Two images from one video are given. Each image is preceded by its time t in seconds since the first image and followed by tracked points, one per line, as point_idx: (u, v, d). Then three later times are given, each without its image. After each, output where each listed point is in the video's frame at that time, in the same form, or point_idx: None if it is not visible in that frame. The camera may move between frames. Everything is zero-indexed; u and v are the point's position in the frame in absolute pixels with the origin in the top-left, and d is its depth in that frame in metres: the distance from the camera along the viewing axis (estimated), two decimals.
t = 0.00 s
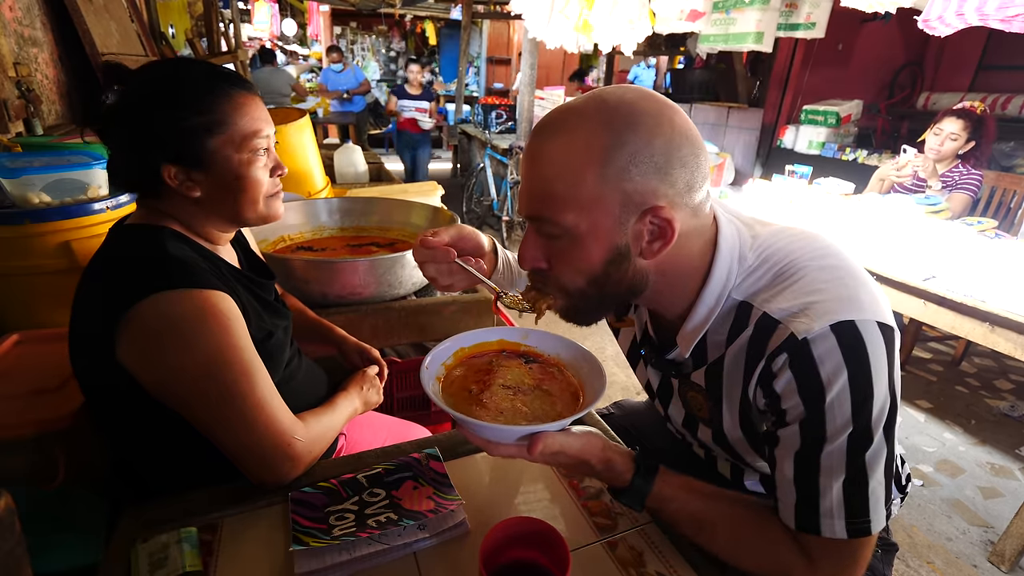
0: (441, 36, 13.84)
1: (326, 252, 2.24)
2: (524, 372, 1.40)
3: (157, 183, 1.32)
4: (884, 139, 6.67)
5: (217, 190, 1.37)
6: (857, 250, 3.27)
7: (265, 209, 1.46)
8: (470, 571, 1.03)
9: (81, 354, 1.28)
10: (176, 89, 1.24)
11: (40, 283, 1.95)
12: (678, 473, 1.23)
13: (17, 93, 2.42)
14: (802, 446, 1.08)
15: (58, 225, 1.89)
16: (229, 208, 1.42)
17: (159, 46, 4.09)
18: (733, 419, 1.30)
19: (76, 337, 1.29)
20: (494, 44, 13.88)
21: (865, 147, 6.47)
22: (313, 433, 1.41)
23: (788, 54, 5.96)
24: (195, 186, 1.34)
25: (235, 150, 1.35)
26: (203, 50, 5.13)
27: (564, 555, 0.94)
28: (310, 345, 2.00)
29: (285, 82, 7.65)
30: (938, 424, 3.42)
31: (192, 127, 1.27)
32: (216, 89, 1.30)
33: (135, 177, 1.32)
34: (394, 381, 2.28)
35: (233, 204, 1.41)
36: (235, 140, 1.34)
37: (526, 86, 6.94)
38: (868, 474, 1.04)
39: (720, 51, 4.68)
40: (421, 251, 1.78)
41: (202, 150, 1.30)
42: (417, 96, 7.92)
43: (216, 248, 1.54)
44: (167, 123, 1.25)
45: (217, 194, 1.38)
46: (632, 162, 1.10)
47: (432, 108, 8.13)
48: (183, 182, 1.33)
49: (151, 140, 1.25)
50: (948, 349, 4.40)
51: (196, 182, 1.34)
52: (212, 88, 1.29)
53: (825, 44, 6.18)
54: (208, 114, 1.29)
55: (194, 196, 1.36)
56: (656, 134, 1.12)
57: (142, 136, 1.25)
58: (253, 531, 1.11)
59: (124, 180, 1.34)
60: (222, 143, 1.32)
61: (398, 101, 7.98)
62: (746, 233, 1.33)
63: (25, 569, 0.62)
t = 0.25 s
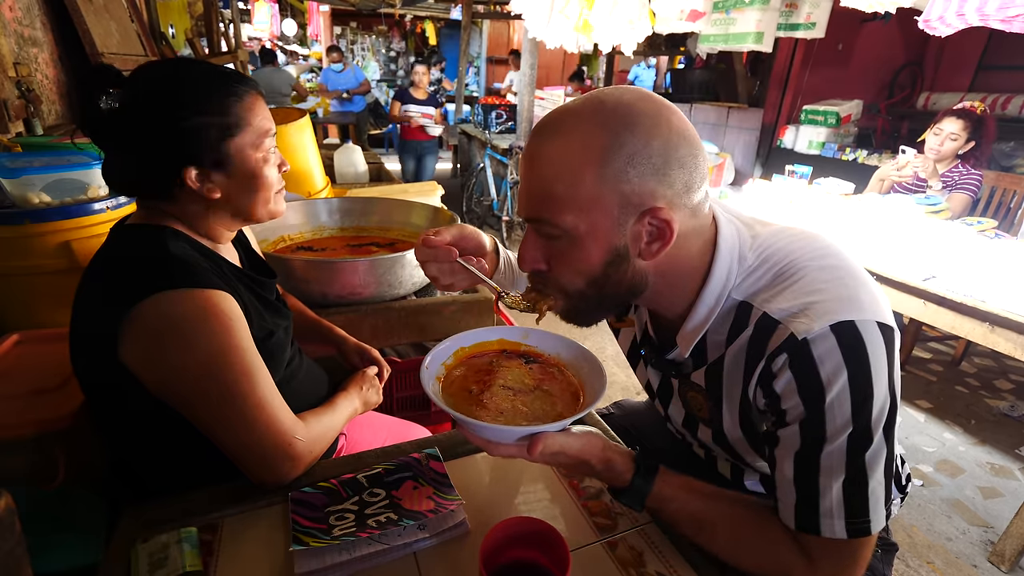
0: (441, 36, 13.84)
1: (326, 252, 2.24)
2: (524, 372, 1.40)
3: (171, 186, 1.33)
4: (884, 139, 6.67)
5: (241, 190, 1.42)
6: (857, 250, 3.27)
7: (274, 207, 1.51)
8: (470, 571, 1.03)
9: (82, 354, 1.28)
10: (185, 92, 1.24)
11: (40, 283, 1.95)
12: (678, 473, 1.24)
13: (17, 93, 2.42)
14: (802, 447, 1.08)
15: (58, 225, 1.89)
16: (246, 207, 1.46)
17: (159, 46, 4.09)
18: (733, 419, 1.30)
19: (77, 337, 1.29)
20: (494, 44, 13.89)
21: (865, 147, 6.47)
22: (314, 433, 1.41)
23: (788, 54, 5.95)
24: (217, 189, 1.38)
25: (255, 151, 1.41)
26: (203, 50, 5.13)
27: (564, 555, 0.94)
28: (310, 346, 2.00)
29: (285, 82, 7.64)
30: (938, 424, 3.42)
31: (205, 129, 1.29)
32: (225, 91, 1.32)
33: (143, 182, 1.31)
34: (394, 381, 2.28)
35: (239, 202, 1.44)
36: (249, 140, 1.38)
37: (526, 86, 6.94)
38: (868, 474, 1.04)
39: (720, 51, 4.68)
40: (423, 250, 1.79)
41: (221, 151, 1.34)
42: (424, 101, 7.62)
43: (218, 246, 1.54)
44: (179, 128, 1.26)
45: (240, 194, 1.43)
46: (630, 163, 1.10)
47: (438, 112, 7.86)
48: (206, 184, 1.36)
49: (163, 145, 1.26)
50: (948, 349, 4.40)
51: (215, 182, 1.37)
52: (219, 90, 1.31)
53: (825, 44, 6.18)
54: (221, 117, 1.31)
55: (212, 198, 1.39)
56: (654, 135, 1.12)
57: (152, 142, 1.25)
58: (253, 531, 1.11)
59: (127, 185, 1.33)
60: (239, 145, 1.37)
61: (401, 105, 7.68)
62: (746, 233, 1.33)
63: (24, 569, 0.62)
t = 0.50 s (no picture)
0: (441, 36, 13.84)
1: (326, 252, 2.24)
2: (524, 372, 1.41)
3: (201, 187, 1.35)
4: (884, 139, 6.67)
5: (265, 188, 1.47)
6: (857, 250, 3.27)
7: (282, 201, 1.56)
8: (470, 571, 1.03)
9: (84, 354, 1.28)
10: (201, 93, 1.26)
11: (40, 283, 1.95)
12: (678, 473, 1.24)
13: (17, 93, 2.42)
14: (802, 446, 1.08)
15: (58, 225, 1.89)
16: (258, 203, 1.49)
17: (159, 46, 4.09)
18: (733, 419, 1.30)
19: (78, 337, 1.29)
20: (494, 44, 13.89)
21: (865, 147, 6.47)
22: (315, 433, 1.41)
23: (788, 54, 5.94)
24: (245, 188, 1.42)
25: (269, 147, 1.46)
26: (203, 50, 5.13)
27: (564, 555, 0.94)
28: (310, 346, 2.00)
29: (285, 83, 7.63)
30: (938, 424, 3.42)
31: (224, 129, 1.31)
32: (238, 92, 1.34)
33: (155, 185, 1.31)
34: (394, 381, 2.28)
35: (253, 200, 1.47)
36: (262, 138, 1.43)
37: (526, 86, 6.94)
38: (868, 474, 1.04)
39: (721, 51, 4.68)
40: (427, 254, 1.79)
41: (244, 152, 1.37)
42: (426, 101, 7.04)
43: (223, 246, 1.53)
44: (197, 129, 1.27)
45: (263, 191, 1.47)
46: (627, 163, 1.10)
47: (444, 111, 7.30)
48: (235, 183, 1.39)
49: (188, 146, 1.26)
50: (948, 349, 4.41)
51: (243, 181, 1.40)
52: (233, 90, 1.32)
53: (825, 44, 6.18)
54: (237, 117, 1.34)
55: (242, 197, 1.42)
56: (652, 136, 1.12)
57: (164, 142, 1.24)
58: (253, 531, 1.11)
59: (139, 189, 1.32)
60: (261, 145, 1.42)
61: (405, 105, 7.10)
62: (746, 233, 1.33)
63: (25, 568, 0.62)
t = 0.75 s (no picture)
0: (441, 36, 13.85)
1: (326, 252, 2.24)
2: (524, 372, 1.40)
3: (207, 187, 1.34)
4: (884, 139, 6.67)
5: (274, 187, 1.48)
6: (857, 250, 3.27)
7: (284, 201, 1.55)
8: (470, 571, 1.03)
9: (85, 353, 1.28)
10: (206, 92, 1.26)
11: (40, 283, 1.95)
12: (678, 473, 1.24)
13: (17, 93, 2.42)
14: (802, 446, 1.08)
15: (58, 225, 1.89)
16: (265, 203, 1.50)
17: (159, 47, 4.09)
18: (733, 419, 1.30)
19: (80, 337, 1.29)
20: (494, 44, 13.89)
21: (865, 147, 6.47)
22: (315, 433, 1.41)
23: (788, 54, 5.94)
24: (255, 187, 1.42)
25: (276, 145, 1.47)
26: (203, 50, 5.13)
27: (564, 555, 0.94)
28: (310, 346, 2.00)
29: (285, 83, 7.63)
30: (938, 424, 3.42)
31: (232, 128, 1.32)
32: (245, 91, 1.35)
33: (159, 185, 1.31)
34: (395, 381, 2.28)
35: (260, 199, 1.47)
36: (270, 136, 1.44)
37: (526, 86, 6.93)
38: (867, 474, 1.04)
39: (721, 51, 4.68)
40: (427, 258, 1.79)
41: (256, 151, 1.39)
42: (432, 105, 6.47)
43: (226, 246, 1.52)
44: (204, 127, 1.27)
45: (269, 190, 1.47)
46: (616, 162, 1.10)
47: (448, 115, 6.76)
48: (246, 181, 1.40)
49: (197, 145, 1.27)
50: (948, 349, 4.41)
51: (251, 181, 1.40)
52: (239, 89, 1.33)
53: (825, 44, 6.18)
54: (245, 116, 1.35)
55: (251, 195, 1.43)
56: (637, 134, 1.12)
57: (169, 141, 1.24)
58: (253, 531, 1.11)
59: (144, 189, 1.32)
60: (269, 144, 1.44)
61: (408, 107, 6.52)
62: (745, 232, 1.32)
63: (25, 568, 0.62)
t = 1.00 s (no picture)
0: (441, 36, 13.86)
1: (326, 252, 2.24)
2: (524, 372, 1.40)
3: (207, 187, 1.34)
4: (884, 139, 6.67)
5: (275, 186, 1.48)
6: (857, 250, 3.27)
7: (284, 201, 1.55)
8: (469, 571, 1.03)
9: (86, 353, 1.28)
10: (207, 92, 1.26)
11: (40, 284, 1.95)
12: (678, 473, 1.24)
13: (17, 93, 2.42)
14: (800, 445, 1.08)
15: (58, 225, 1.89)
16: (265, 203, 1.50)
17: (159, 47, 4.09)
18: (732, 418, 1.30)
19: (80, 336, 1.29)
20: (495, 44, 13.90)
21: (865, 147, 6.47)
22: (315, 433, 1.41)
23: (788, 54, 5.94)
24: (256, 187, 1.42)
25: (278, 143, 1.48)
26: (203, 50, 5.13)
27: (564, 555, 0.94)
28: (310, 346, 2.00)
29: (286, 83, 7.63)
30: (938, 424, 3.42)
31: (234, 128, 1.32)
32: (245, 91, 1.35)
33: (161, 185, 1.31)
34: (394, 381, 2.28)
35: (261, 198, 1.47)
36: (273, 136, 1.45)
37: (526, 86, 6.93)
38: (866, 473, 1.04)
39: (720, 51, 4.68)
40: (427, 259, 1.79)
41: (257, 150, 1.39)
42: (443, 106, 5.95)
43: (226, 246, 1.52)
44: (204, 126, 1.27)
45: (270, 189, 1.47)
46: (611, 168, 1.10)
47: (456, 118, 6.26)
48: (246, 181, 1.40)
49: (197, 145, 1.27)
50: (948, 349, 4.40)
51: (251, 181, 1.40)
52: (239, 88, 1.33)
53: (825, 45, 6.18)
54: (246, 116, 1.35)
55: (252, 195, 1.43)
56: (633, 135, 1.12)
57: (170, 141, 1.24)
58: (253, 531, 1.11)
59: (145, 190, 1.32)
60: (270, 144, 1.44)
61: (414, 108, 6.01)
62: (742, 232, 1.32)
63: (25, 568, 0.62)
